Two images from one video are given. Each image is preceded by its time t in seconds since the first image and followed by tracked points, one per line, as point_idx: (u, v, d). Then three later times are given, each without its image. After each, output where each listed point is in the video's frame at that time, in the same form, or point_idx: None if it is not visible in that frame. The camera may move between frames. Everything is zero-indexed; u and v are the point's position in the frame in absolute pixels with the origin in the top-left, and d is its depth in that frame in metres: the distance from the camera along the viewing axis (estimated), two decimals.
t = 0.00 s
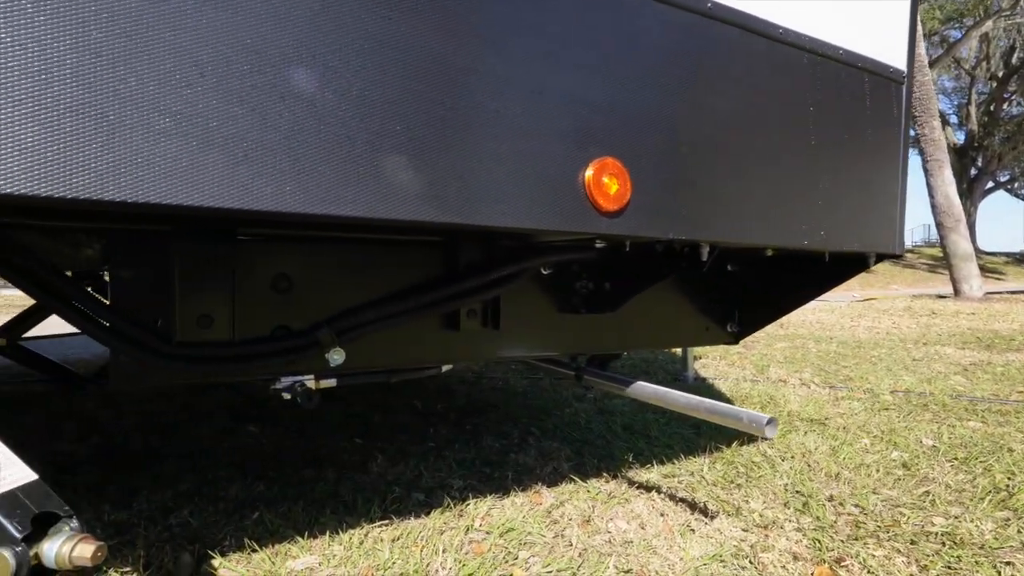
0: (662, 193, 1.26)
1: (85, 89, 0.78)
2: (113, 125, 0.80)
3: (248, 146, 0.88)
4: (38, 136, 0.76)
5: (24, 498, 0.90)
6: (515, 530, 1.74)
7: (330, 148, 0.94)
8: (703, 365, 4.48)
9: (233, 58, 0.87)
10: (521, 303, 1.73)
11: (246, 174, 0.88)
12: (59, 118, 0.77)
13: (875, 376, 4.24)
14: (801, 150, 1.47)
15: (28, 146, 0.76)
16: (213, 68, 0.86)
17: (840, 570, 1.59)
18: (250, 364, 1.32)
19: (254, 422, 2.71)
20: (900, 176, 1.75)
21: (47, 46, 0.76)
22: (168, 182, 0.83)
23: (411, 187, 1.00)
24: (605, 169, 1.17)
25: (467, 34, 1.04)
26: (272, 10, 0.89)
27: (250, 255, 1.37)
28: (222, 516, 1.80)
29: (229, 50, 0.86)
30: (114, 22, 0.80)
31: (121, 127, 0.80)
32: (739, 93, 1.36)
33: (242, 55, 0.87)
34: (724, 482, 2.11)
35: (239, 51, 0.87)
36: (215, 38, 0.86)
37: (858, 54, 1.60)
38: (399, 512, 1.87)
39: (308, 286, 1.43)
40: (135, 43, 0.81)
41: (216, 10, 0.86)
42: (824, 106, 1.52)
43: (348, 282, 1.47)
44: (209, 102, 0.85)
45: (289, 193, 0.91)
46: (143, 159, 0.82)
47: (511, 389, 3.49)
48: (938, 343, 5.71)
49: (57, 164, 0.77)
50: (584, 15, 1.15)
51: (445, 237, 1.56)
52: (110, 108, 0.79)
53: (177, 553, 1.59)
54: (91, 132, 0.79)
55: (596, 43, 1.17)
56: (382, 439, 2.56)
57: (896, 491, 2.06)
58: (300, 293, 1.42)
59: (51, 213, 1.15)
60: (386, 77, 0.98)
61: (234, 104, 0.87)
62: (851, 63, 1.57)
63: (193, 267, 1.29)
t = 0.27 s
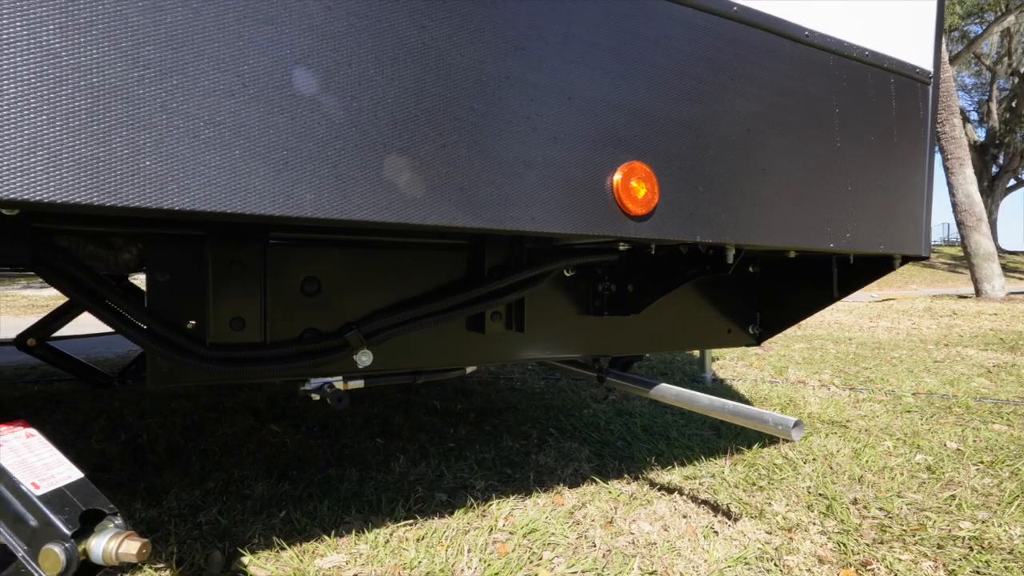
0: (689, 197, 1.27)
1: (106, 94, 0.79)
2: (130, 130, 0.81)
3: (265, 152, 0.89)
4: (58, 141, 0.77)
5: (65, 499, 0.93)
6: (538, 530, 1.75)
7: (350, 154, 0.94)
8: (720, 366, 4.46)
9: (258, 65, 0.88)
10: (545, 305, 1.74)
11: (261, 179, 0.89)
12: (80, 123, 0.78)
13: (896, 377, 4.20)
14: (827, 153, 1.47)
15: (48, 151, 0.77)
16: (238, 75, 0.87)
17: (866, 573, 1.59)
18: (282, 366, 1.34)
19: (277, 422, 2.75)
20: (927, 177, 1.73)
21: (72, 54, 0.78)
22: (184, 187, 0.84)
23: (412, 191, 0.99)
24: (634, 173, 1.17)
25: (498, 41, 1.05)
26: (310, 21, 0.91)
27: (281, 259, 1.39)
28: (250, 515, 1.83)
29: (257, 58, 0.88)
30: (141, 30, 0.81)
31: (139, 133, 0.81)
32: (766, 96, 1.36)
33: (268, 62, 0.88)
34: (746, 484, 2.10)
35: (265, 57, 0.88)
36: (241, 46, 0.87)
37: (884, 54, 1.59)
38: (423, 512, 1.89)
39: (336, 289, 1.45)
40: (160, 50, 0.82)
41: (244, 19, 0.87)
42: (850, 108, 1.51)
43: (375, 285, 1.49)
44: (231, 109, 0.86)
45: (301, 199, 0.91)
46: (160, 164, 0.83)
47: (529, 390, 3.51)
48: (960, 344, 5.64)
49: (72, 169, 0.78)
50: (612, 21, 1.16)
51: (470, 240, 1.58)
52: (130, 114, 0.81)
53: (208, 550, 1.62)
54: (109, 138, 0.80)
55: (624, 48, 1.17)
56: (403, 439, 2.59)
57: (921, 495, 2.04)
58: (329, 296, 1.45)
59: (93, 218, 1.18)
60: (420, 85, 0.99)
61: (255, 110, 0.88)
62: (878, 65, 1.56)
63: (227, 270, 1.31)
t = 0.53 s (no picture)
0: (723, 200, 1.27)
1: (114, 94, 0.79)
2: (137, 130, 0.80)
3: (276, 153, 0.88)
4: (64, 142, 0.77)
5: (119, 491, 0.97)
6: (565, 529, 1.77)
7: (367, 156, 0.94)
8: (741, 367, 4.44)
9: (273, 66, 0.87)
10: (572, 306, 1.75)
11: (273, 180, 0.88)
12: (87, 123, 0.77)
13: (922, 380, 4.15)
14: (858, 154, 1.47)
15: (55, 153, 0.76)
16: (255, 76, 0.86)
17: None
18: (319, 365, 1.37)
19: (304, 420, 2.79)
20: (958, 178, 1.72)
21: (83, 54, 0.77)
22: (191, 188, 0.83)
23: (414, 192, 0.98)
24: (667, 177, 1.19)
25: (536, 47, 1.07)
26: (355, 29, 0.93)
27: (317, 261, 1.43)
28: (282, 511, 1.87)
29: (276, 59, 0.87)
30: (155, 30, 0.81)
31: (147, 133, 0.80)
32: (798, 99, 1.36)
33: (285, 62, 0.88)
34: (771, 485, 2.10)
35: (284, 58, 0.88)
36: (258, 47, 0.86)
37: (915, 55, 1.58)
38: (451, 509, 1.91)
39: (370, 289, 1.48)
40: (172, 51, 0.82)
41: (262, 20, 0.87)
42: (881, 109, 1.51)
43: (408, 286, 1.52)
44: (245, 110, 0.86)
45: (310, 200, 0.90)
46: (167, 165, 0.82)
47: (550, 390, 3.52)
48: (987, 346, 5.55)
49: (77, 169, 0.78)
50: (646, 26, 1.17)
51: (500, 242, 1.60)
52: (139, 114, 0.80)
53: (243, 544, 1.66)
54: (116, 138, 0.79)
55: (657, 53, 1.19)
56: (428, 438, 2.62)
57: (951, 499, 2.03)
58: (364, 297, 1.48)
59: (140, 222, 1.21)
60: (461, 90, 1.01)
61: (267, 111, 0.87)
62: (909, 65, 1.56)
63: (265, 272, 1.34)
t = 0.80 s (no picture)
0: (760, 203, 1.28)
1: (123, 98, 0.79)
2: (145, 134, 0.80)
3: (286, 154, 0.88)
4: (74, 147, 0.77)
5: (177, 487, 1.01)
6: (597, 529, 1.78)
7: (415, 163, 0.96)
8: (768, 368, 4.41)
9: (297, 70, 0.88)
10: (605, 308, 1.77)
11: (282, 182, 0.88)
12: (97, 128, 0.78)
13: (954, 382, 4.07)
14: (895, 156, 1.46)
15: (64, 158, 0.77)
16: (270, 79, 0.87)
17: None
18: (360, 366, 1.41)
19: (334, 419, 2.84)
20: (998, 178, 1.69)
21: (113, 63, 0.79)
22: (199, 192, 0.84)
23: (416, 191, 0.96)
24: (705, 181, 1.20)
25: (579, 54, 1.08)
26: (402, 40, 0.94)
27: (357, 264, 1.46)
28: (319, 508, 1.92)
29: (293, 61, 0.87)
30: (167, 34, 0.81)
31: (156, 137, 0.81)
32: (835, 101, 1.36)
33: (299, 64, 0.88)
34: (803, 488, 2.09)
35: (301, 60, 0.88)
36: (271, 50, 0.87)
37: (954, 55, 1.56)
38: (483, 508, 1.94)
39: (408, 291, 1.52)
40: (183, 54, 0.82)
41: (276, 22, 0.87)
42: (919, 110, 1.50)
43: (444, 288, 1.55)
44: (256, 112, 0.86)
45: (318, 202, 0.90)
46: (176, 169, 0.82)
47: (576, 390, 3.53)
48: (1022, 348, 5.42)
49: (86, 174, 0.78)
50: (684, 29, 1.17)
51: (534, 244, 1.62)
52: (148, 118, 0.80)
53: (283, 539, 1.71)
54: (125, 142, 0.79)
55: (696, 57, 1.19)
56: (457, 437, 2.65)
57: (989, 504, 2.00)
58: (402, 298, 1.51)
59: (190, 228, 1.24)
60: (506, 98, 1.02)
61: (276, 112, 0.87)
62: (947, 66, 1.54)
63: (308, 275, 1.38)
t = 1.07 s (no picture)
0: (800, 204, 1.27)
1: (142, 104, 0.80)
2: (161, 139, 0.81)
3: (303, 158, 0.88)
4: (79, 150, 0.78)
5: (230, 481, 1.04)
6: (630, 529, 1.79)
7: (461, 167, 0.98)
8: (798, 369, 4.35)
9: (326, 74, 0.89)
10: (638, 309, 1.77)
11: (308, 185, 0.89)
12: (113, 134, 0.79)
13: (994, 385, 3.97)
14: (938, 155, 1.44)
15: (69, 161, 0.78)
16: (293, 83, 0.87)
17: None
18: (401, 365, 1.43)
19: (365, 417, 2.88)
20: None
21: (121, 65, 0.79)
22: (215, 195, 0.85)
23: (421, 193, 0.96)
24: (746, 182, 1.19)
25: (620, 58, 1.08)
26: (448, 46, 0.96)
27: (395, 265, 1.49)
28: (355, 504, 1.95)
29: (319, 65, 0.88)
30: (190, 40, 0.82)
31: (173, 141, 0.82)
32: (876, 100, 1.34)
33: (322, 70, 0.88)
34: (839, 491, 2.06)
35: (325, 65, 0.88)
36: (294, 55, 0.87)
37: (999, 52, 1.53)
38: (516, 507, 1.95)
39: (444, 292, 1.54)
40: (205, 59, 0.83)
41: (301, 28, 0.87)
42: (963, 108, 1.47)
43: (480, 288, 1.57)
44: (276, 117, 0.87)
45: (324, 204, 0.90)
46: (190, 172, 0.83)
47: (603, 391, 3.52)
48: None
49: (91, 177, 0.79)
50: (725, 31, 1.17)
51: (568, 245, 1.63)
52: (166, 122, 0.82)
53: (322, 534, 1.74)
54: (143, 146, 0.81)
55: (737, 59, 1.18)
56: (487, 436, 2.67)
57: None
58: (439, 299, 1.54)
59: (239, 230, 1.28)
60: (551, 102, 1.03)
61: (284, 112, 0.87)
62: (992, 62, 1.51)
63: (348, 275, 1.41)
